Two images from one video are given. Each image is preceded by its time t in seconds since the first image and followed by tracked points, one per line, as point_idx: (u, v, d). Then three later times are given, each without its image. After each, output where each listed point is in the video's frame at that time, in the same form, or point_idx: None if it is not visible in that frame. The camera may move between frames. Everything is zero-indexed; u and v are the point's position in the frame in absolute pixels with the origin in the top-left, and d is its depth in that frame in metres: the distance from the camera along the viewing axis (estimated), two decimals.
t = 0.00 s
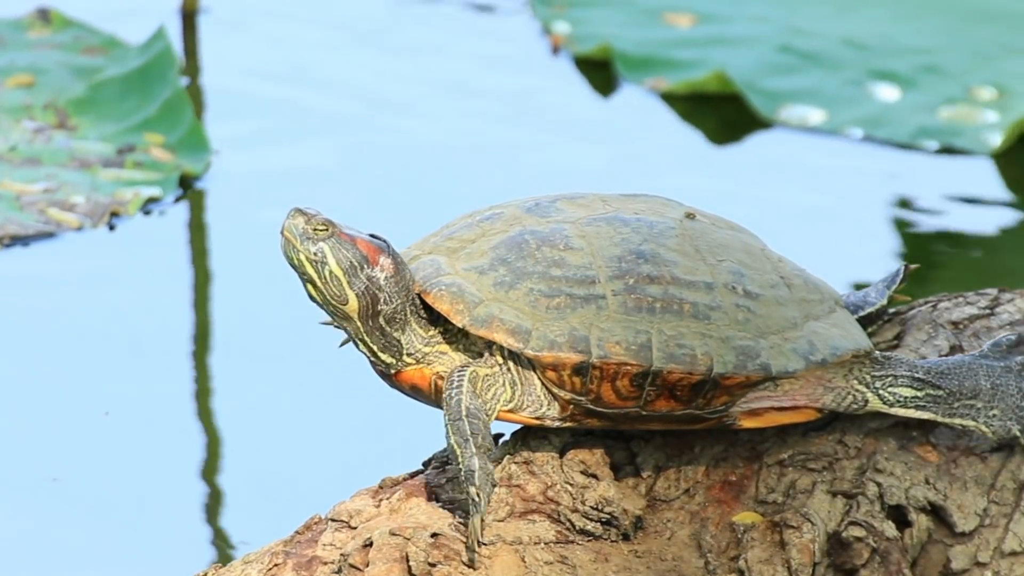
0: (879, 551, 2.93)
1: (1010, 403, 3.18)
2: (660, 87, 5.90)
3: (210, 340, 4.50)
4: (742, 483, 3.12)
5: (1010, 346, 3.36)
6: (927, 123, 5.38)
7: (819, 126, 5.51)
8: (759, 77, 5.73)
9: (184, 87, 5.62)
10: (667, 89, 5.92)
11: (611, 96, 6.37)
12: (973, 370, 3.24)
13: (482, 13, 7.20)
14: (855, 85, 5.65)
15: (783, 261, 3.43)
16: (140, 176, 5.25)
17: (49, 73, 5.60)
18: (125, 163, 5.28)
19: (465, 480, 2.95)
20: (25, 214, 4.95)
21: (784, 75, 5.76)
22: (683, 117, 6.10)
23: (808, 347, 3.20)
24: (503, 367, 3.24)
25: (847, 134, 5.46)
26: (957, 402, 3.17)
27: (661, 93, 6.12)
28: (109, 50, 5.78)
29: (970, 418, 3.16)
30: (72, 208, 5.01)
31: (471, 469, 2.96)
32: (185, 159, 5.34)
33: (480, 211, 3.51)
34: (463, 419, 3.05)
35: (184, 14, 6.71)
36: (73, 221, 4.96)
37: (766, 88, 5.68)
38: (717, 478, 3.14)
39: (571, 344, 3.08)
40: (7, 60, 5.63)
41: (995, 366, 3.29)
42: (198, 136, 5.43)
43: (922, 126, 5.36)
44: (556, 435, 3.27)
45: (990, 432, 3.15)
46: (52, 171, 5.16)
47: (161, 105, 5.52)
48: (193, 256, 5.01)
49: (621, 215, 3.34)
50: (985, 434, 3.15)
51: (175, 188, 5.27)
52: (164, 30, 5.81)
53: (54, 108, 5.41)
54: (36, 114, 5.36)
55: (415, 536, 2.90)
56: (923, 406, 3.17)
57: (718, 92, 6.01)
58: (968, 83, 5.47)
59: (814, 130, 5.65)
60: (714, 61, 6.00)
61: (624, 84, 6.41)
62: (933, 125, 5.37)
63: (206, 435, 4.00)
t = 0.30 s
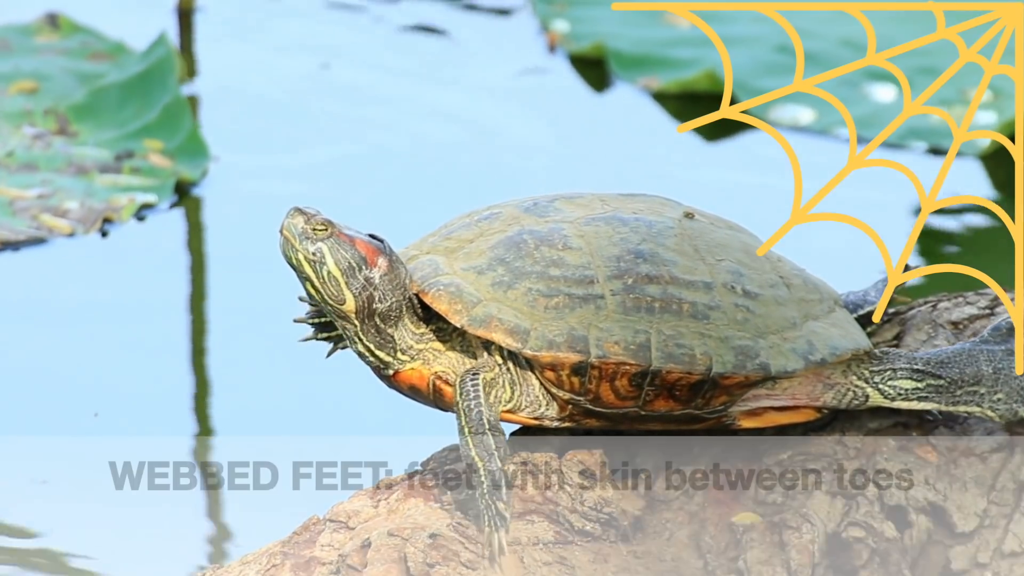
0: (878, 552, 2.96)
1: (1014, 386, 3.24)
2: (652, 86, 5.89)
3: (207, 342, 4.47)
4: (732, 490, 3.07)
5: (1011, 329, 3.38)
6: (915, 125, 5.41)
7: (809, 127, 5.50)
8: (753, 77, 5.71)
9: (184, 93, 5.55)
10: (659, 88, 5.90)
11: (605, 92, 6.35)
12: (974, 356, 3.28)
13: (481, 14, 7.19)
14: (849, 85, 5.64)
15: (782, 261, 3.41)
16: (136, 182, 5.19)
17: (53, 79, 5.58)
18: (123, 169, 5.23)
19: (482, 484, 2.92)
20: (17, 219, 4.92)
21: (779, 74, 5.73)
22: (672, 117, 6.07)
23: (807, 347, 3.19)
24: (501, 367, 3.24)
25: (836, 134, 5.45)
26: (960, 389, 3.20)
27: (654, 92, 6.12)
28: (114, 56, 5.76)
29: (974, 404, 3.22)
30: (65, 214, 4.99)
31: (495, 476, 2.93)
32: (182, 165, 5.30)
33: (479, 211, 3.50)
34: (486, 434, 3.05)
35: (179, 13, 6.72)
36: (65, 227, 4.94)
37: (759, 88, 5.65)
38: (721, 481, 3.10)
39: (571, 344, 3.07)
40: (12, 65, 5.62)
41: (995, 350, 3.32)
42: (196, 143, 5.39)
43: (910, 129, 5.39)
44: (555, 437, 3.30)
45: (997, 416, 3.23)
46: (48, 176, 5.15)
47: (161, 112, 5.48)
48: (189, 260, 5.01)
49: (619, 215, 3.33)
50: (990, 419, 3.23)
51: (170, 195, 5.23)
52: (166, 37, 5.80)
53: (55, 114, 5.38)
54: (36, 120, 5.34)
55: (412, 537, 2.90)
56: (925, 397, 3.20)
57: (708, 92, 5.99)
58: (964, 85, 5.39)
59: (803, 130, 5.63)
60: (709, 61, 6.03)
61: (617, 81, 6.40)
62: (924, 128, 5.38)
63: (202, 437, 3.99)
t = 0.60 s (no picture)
0: (874, 549, 2.91)
1: (1016, 372, 3.24)
2: (654, 83, 5.87)
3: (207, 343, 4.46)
4: (731, 491, 3.08)
5: (1009, 316, 3.37)
6: (917, 123, 5.37)
7: (810, 124, 5.49)
8: (755, 74, 5.71)
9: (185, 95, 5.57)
10: (661, 85, 5.88)
11: (607, 91, 6.35)
12: (973, 346, 3.26)
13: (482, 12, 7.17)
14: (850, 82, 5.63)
15: (781, 261, 3.40)
16: (136, 185, 5.18)
17: (56, 81, 5.55)
18: (122, 171, 5.22)
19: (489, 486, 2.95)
20: (14, 221, 4.91)
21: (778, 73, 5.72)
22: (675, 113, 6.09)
23: (806, 347, 3.18)
24: (499, 367, 3.23)
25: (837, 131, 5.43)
26: (961, 380, 3.21)
27: (656, 89, 6.12)
28: (120, 58, 5.76)
29: (976, 393, 3.23)
30: (63, 216, 4.96)
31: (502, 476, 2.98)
32: (183, 168, 5.29)
33: (476, 211, 3.49)
34: (493, 433, 3.04)
35: (178, 13, 6.72)
36: (63, 229, 4.91)
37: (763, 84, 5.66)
38: (722, 484, 3.10)
39: (569, 344, 3.06)
40: (15, 67, 5.59)
41: (995, 338, 3.30)
42: (198, 146, 5.37)
43: (911, 126, 5.36)
44: (554, 434, 3.31)
45: (999, 404, 3.26)
46: (47, 178, 5.13)
47: (162, 113, 5.47)
48: (186, 262, 5.00)
49: (618, 215, 3.32)
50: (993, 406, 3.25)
51: (170, 199, 5.20)
52: (170, 39, 5.79)
53: (56, 116, 5.37)
54: (37, 122, 5.33)
55: (410, 539, 2.94)
56: (926, 391, 3.20)
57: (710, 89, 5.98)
58: (966, 83, 5.36)
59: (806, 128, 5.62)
60: (710, 58, 6.03)
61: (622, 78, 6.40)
62: (925, 125, 5.35)
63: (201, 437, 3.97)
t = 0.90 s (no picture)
0: (874, 551, 2.90)
1: (1015, 374, 3.24)
2: (655, 81, 5.86)
3: (206, 343, 4.46)
4: (731, 492, 3.07)
5: (1008, 317, 3.38)
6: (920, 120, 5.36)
7: (812, 122, 5.48)
8: (755, 73, 5.70)
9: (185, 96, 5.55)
10: (661, 84, 5.87)
11: (607, 90, 6.34)
12: (973, 348, 3.26)
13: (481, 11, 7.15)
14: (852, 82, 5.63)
15: (780, 260, 3.39)
16: (133, 186, 5.18)
17: (54, 81, 5.54)
18: (119, 173, 5.22)
19: (501, 490, 2.92)
20: (10, 223, 4.91)
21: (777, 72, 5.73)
22: (676, 112, 6.09)
23: (806, 347, 3.17)
24: (496, 367, 3.23)
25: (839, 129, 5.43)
26: (961, 382, 3.20)
27: (656, 87, 6.11)
28: (118, 60, 5.73)
29: (976, 395, 3.22)
30: (58, 218, 4.95)
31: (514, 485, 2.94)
32: (180, 169, 5.30)
33: (475, 211, 3.48)
34: (503, 437, 3.01)
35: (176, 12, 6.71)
36: (59, 231, 4.91)
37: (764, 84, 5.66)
38: (722, 485, 3.08)
39: (568, 344, 3.05)
40: (13, 68, 5.58)
41: (995, 340, 3.30)
42: (195, 147, 5.37)
43: (914, 124, 5.35)
44: (553, 435, 3.30)
45: (999, 406, 3.25)
46: (44, 180, 5.13)
47: (160, 114, 5.46)
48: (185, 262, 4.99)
49: (617, 215, 3.31)
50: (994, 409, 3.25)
51: (167, 200, 5.22)
52: (169, 40, 5.77)
53: (54, 117, 5.37)
54: (35, 123, 5.33)
55: (409, 539, 2.93)
56: (926, 392, 3.19)
57: (711, 88, 5.97)
58: (966, 81, 5.35)
59: (807, 126, 5.61)
60: (710, 56, 6.01)
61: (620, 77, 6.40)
62: (926, 123, 5.34)
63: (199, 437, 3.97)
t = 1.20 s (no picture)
0: (874, 552, 2.89)
1: (1016, 377, 3.24)
2: (652, 80, 5.85)
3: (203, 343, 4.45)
4: (731, 491, 3.06)
5: (1009, 320, 3.37)
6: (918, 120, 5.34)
7: (808, 121, 5.47)
8: (753, 72, 5.69)
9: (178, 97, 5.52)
10: (658, 82, 5.86)
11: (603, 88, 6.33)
12: (974, 350, 3.25)
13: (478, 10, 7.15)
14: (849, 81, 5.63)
15: (779, 260, 3.38)
16: (126, 187, 5.16)
17: (49, 83, 5.54)
18: (112, 174, 5.20)
19: (501, 491, 2.92)
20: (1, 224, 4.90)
21: (776, 71, 5.72)
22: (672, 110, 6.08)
23: (805, 347, 3.16)
24: (495, 368, 3.22)
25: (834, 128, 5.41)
26: (961, 384, 3.19)
27: (653, 86, 6.10)
28: (113, 61, 5.71)
29: (976, 397, 3.22)
30: (50, 219, 4.94)
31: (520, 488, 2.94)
32: (173, 171, 5.29)
33: (473, 210, 3.47)
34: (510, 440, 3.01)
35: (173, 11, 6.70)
36: (50, 232, 4.90)
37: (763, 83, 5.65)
38: (722, 485, 3.07)
39: (567, 344, 3.04)
40: (9, 69, 5.58)
41: (995, 342, 3.30)
42: (189, 147, 5.39)
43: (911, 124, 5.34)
44: (553, 436, 3.29)
45: (999, 408, 3.24)
46: (36, 181, 5.11)
47: (153, 115, 5.44)
48: (181, 263, 4.98)
49: (616, 215, 3.30)
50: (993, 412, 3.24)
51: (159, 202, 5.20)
52: (162, 41, 5.73)
53: (47, 119, 5.36)
54: (28, 124, 5.32)
55: (408, 540, 2.92)
56: (926, 393, 3.18)
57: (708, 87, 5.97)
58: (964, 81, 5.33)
59: (804, 125, 5.61)
60: (708, 55, 6.00)
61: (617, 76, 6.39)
62: (923, 123, 5.32)
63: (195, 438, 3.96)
